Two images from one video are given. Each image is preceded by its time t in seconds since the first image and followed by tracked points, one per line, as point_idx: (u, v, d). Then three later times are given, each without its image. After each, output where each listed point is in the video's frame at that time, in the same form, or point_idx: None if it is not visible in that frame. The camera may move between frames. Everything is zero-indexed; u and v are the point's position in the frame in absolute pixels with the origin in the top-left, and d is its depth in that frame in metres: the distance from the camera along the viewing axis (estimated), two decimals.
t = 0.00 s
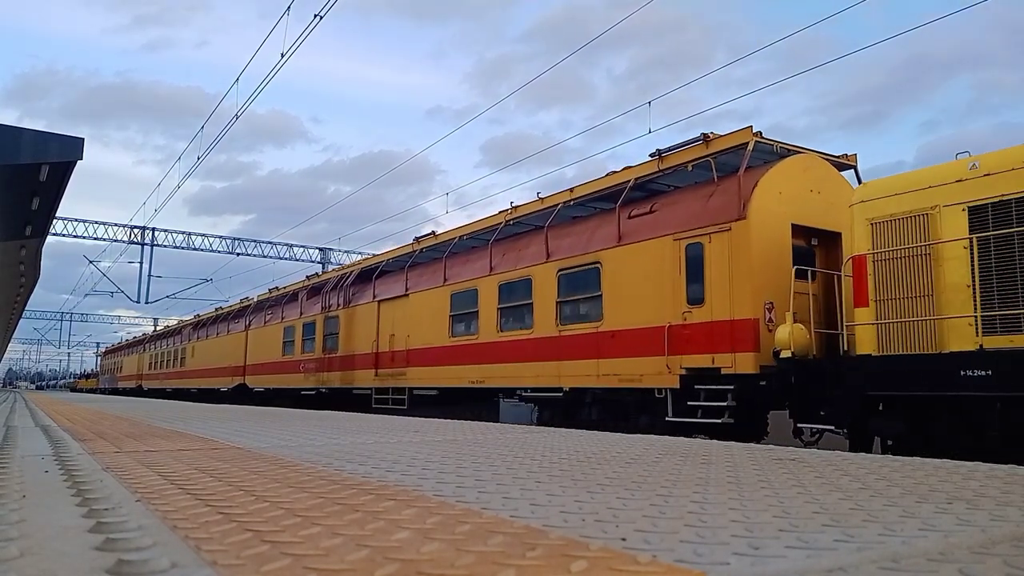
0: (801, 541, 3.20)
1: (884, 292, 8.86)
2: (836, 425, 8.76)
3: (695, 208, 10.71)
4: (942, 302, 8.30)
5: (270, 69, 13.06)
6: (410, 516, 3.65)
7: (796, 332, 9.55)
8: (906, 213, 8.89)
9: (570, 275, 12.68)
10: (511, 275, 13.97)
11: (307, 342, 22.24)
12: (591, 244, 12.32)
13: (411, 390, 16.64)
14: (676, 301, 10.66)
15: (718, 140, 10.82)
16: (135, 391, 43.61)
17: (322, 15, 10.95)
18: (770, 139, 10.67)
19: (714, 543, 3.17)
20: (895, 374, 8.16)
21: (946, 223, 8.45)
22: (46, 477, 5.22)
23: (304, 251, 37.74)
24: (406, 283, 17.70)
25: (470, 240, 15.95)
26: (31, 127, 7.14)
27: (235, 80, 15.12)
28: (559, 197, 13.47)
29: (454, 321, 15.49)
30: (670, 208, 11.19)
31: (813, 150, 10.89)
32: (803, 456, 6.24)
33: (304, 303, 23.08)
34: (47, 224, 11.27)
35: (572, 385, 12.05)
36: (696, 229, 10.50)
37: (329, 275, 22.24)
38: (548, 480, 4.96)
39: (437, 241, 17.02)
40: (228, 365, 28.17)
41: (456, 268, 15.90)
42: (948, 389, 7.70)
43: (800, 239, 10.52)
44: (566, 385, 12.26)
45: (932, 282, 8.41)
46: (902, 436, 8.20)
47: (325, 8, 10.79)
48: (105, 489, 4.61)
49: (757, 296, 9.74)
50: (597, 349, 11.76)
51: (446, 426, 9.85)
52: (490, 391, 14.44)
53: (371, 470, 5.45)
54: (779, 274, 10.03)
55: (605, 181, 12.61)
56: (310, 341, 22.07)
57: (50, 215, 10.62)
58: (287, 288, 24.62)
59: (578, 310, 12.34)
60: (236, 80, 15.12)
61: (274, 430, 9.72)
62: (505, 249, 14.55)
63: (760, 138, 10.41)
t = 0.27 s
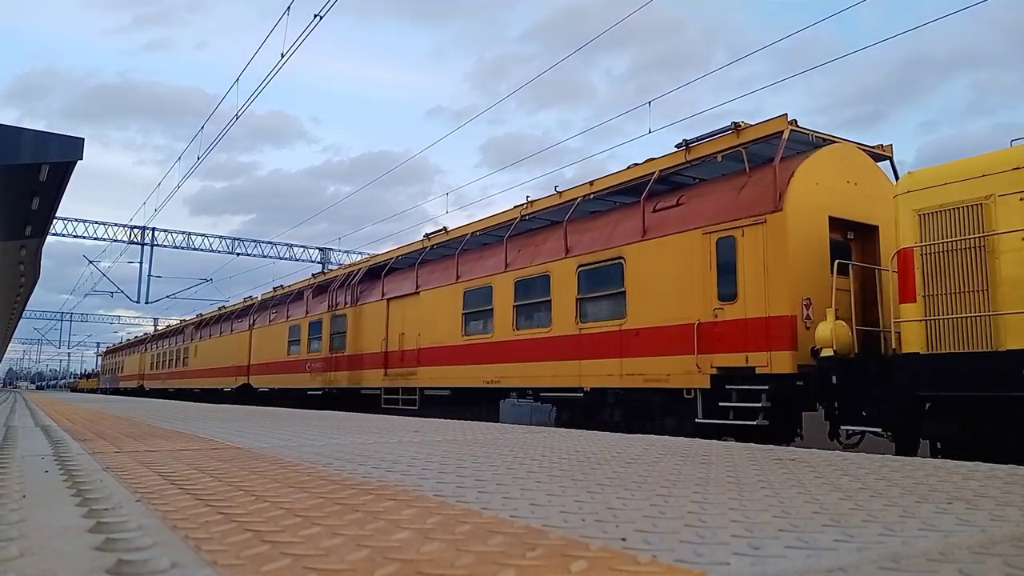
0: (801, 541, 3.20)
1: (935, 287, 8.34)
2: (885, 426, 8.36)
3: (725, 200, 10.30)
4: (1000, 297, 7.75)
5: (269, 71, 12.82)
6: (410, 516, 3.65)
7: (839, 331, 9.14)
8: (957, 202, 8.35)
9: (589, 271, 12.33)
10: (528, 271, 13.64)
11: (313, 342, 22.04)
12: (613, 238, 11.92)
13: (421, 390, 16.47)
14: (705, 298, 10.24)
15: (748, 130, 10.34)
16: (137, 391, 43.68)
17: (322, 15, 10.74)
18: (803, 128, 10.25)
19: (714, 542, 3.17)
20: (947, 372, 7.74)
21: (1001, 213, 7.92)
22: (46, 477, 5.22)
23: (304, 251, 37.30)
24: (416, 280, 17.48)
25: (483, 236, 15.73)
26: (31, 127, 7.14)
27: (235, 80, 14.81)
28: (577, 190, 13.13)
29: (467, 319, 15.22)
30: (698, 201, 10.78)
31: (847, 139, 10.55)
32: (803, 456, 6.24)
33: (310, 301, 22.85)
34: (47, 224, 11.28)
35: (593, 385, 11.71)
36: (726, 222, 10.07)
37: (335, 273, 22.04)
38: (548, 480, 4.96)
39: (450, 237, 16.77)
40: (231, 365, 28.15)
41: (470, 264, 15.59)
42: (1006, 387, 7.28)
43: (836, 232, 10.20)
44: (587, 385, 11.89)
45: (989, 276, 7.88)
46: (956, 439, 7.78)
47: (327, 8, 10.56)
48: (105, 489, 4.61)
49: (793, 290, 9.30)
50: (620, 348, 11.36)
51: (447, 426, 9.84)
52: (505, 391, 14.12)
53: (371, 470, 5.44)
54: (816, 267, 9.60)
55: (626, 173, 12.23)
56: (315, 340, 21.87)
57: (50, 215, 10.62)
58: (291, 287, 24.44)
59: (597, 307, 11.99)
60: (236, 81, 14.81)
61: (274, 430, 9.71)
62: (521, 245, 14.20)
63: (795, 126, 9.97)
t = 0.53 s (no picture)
0: (801, 541, 3.20)
1: (990, 283, 7.91)
2: (939, 431, 7.81)
3: (759, 192, 10.09)
4: None
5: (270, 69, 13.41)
6: (410, 516, 3.65)
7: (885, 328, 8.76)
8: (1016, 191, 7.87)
9: (612, 268, 12.15)
10: (548, 268, 13.43)
11: (320, 341, 21.80)
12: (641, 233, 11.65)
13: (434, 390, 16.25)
14: (740, 294, 10.00)
15: (782, 117, 10.14)
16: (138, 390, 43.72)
17: (322, 16, 11.23)
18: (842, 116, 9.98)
19: (714, 543, 3.17)
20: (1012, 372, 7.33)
21: None
22: (46, 477, 5.22)
23: (305, 251, 38.68)
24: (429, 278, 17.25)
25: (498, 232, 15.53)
26: (31, 128, 7.14)
27: (236, 80, 15.52)
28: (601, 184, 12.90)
29: (483, 317, 15.06)
30: (729, 193, 10.58)
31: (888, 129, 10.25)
32: (803, 456, 6.24)
33: (316, 300, 22.67)
34: (47, 224, 11.27)
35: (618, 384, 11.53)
36: (762, 214, 9.84)
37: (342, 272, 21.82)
38: (548, 480, 4.96)
39: (465, 234, 16.55)
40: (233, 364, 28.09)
41: (486, 261, 15.40)
42: None
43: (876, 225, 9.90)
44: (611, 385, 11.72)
45: None
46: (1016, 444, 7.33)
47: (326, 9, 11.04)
48: (105, 489, 4.61)
49: (835, 285, 9.03)
50: (646, 348, 11.16)
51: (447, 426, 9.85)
52: (523, 390, 13.97)
53: (371, 470, 5.45)
54: (858, 262, 9.32)
55: (650, 166, 12.07)
56: (322, 339, 21.71)
57: (50, 215, 10.62)
58: (297, 285, 24.27)
59: (620, 305, 11.81)
60: (236, 80, 15.52)
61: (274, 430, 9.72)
62: (542, 241, 13.98)
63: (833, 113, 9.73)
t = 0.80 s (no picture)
0: (801, 541, 3.21)
1: None
2: (999, 434, 7.47)
3: (797, 182, 9.35)
4: None
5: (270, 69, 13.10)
6: (410, 516, 3.66)
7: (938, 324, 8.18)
8: None
9: (636, 263, 11.30)
10: (564, 263, 12.65)
11: (327, 340, 20.85)
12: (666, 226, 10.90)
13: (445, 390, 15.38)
14: (778, 290, 9.22)
15: (822, 105, 9.36)
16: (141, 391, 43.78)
17: (322, 16, 10.96)
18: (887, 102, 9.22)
19: (714, 542, 3.17)
20: None
21: None
22: (46, 477, 5.22)
23: (304, 251, 37.05)
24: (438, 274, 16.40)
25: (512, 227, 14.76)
26: (31, 128, 7.15)
27: (235, 81, 15.20)
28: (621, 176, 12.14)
29: (496, 314, 14.17)
30: (765, 183, 9.80)
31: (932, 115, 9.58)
32: (802, 456, 6.24)
33: (322, 298, 21.73)
34: (47, 224, 11.27)
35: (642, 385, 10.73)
36: (802, 205, 9.09)
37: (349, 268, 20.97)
38: (548, 480, 4.96)
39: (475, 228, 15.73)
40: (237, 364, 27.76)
41: (497, 257, 14.61)
42: None
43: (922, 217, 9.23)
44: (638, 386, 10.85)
45: None
46: None
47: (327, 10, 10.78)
48: (105, 489, 4.61)
49: (883, 281, 8.32)
50: (673, 346, 10.39)
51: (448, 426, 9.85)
52: (541, 391, 13.08)
53: (371, 470, 5.45)
54: (906, 256, 8.63)
55: (676, 156, 11.26)
56: (329, 338, 20.72)
57: (50, 215, 10.63)
58: (304, 282, 23.31)
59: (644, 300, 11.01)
60: (236, 80, 15.20)
61: (274, 430, 9.72)
62: (558, 235, 13.19)
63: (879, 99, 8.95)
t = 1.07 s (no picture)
0: (801, 541, 3.21)
1: None
2: None
3: (840, 172, 8.94)
4: None
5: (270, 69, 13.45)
6: (410, 516, 3.66)
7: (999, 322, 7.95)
8: None
9: (665, 258, 10.87)
10: (586, 259, 12.21)
11: (334, 339, 20.44)
12: (698, 220, 10.47)
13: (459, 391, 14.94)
14: (821, 285, 8.81)
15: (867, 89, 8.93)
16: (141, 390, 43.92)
17: (322, 16, 11.32)
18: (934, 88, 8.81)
19: (714, 543, 3.17)
20: None
21: None
22: (46, 477, 5.22)
23: (304, 251, 39.50)
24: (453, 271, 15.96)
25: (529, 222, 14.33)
26: (31, 128, 7.15)
27: (235, 81, 15.59)
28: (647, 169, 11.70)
29: (515, 312, 13.71)
30: (805, 173, 9.39)
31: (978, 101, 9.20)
32: (802, 456, 6.25)
33: (330, 296, 21.26)
34: (47, 224, 11.29)
35: (671, 385, 10.31)
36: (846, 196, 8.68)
37: (356, 266, 20.58)
38: (548, 480, 4.97)
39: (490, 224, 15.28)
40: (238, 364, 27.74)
41: (515, 253, 14.14)
42: None
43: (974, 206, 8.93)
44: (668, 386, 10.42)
45: None
46: None
47: (326, 9, 11.14)
48: (105, 489, 4.61)
49: (937, 275, 7.90)
50: (707, 344, 9.98)
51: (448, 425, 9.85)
52: (561, 391, 12.62)
53: (371, 470, 5.45)
54: (958, 248, 8.23)
55: (706, 146, 10.82)
56: (336, 337, 20.30)
57: (50, 215, 10.64)
58: (311, 281, 22.86)
59: (673, 297, 10.59)
60: (236, 80, 15.59)
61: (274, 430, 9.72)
62: (579, 230, 12.76)
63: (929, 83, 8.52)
